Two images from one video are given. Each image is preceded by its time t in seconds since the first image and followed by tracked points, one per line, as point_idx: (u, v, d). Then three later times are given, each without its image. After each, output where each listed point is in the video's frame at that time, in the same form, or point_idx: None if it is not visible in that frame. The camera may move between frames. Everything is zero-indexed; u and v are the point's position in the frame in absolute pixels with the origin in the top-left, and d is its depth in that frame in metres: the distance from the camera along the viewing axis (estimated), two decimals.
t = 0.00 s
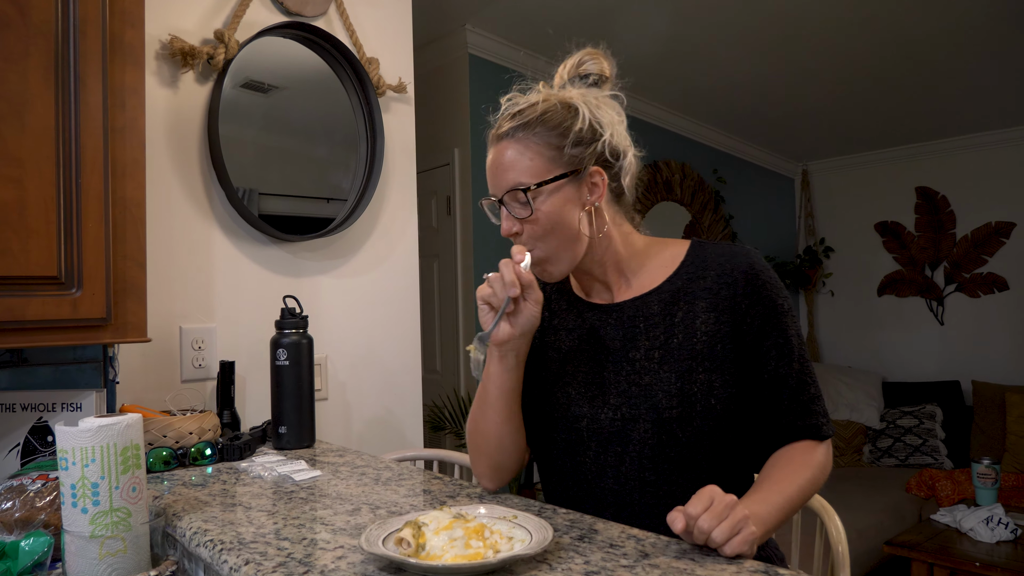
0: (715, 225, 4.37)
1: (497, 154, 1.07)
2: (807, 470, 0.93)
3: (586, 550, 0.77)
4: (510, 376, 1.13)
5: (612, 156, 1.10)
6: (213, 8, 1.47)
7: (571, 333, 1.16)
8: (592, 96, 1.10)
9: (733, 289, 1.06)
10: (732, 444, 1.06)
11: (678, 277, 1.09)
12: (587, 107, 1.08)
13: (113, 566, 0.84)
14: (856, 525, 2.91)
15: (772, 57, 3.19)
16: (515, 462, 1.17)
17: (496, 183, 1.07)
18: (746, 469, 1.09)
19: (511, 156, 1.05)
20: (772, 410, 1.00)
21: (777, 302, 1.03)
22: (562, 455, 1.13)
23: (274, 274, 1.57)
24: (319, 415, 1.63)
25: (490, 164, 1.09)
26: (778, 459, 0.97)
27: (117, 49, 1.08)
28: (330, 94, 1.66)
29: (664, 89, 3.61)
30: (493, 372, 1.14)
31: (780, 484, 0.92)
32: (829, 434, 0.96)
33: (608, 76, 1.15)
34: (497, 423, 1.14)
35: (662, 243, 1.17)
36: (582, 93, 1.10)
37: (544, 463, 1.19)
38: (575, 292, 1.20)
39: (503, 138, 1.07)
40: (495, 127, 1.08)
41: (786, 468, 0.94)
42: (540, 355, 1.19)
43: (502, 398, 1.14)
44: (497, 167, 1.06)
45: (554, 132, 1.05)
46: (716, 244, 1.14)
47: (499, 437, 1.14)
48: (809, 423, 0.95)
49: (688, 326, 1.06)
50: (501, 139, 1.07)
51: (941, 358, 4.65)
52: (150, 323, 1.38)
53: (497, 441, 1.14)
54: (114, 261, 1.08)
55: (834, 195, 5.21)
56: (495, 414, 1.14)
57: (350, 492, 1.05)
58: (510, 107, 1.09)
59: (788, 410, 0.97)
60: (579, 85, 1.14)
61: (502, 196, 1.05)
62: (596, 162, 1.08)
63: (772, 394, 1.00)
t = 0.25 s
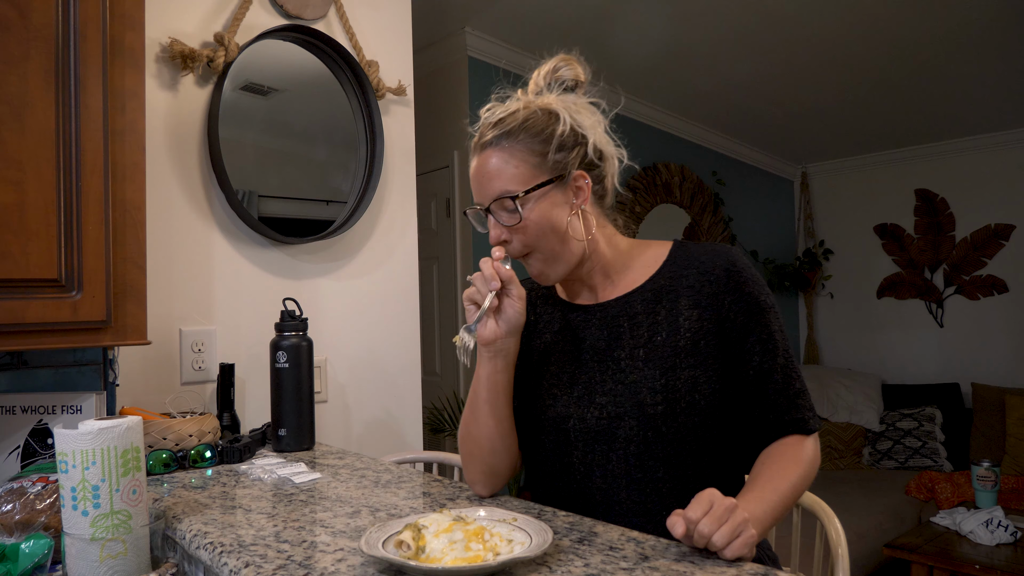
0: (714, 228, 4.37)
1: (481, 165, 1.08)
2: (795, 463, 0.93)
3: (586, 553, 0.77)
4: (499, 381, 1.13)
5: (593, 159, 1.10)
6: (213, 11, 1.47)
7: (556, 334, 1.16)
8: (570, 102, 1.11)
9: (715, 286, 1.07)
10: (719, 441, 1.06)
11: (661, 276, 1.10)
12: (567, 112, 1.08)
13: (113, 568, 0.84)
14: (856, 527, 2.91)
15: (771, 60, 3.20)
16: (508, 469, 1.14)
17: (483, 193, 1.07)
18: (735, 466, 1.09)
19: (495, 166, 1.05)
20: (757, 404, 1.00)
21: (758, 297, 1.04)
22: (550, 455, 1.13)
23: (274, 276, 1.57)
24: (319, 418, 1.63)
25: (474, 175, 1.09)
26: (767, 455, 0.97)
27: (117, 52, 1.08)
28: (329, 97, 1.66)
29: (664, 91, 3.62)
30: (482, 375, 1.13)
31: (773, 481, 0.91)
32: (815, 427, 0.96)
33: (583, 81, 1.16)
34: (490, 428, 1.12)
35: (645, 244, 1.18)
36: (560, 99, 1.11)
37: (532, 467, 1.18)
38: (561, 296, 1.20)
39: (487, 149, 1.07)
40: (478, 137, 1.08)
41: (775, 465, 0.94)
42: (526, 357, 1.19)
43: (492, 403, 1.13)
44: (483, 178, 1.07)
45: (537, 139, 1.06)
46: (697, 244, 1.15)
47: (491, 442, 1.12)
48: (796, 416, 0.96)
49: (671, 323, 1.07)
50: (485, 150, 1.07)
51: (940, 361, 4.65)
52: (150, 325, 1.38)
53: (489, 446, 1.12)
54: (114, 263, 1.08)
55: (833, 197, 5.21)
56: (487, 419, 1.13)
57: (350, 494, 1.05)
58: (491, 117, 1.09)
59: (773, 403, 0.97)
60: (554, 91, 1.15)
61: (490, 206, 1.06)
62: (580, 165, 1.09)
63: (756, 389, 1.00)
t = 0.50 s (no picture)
0: (714, 229, 4.37)
1: (471, 171, 1.07)
2: (787, 464, 0.93)
3: (586, 555, 0.77)
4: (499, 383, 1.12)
5: (582, 161, 1.11)
6: (213, 13, 1.47)
7: (547, 338, 1.16)
8: (556, 104, 1.11)
9: (705, 289, 1.07)
10: (709, 443, 1.06)
11: (651, 278, 1.10)
12: (555, 115, 1.09)
13: (114, 571, 0.84)
14: (857, 529, 2.91)
15: (772, 61, 3.20)
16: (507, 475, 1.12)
17: (473, 199, 1.07)
18: (727, 469, 1.09)
19: (487, 171, 1.05)
20: (748, 406, 1.00)
21: (747, 299, 1.04)
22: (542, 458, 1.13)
23: (275, 278, 1.57)
24: (319, 420, 1.63)
25: (464, 181, 1.08)
26: (760, 457, 0.98)
27: (118, 54, 1.08)
28: (330, 98, 1.66)
29: (664, 93, 3.62)
30: (486, 377, 1.12)
31: (768, 483, 0.92)
32: (807, 427, 0.97)
33: (566, 81, 1.16)
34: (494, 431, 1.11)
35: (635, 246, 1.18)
36: (546, 102, 1.11)
37: (523, 471, 1.18)
38: (551, 298, 1.20)
39: (477, 155, 1.07)
40: (467, 144, 1.08)
41: (769, 466, 0.94)
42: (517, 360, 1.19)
43: (494, 406, 1.12)
44: (473, 184, 1.06)
45: (528, 144, 1.05)
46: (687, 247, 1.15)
47: (492, 446, 1.11)
48: (787, 417, 0.96)
49: (661, 325, 1.07)
50: (475, 156, 1.07)
51: (941, 362, 4.65)
52: (150, 327, 1.38)
53: (491, 450, 1.10)
54: (115, 265, 1.08)
55: (833, 198, 5.21)
56: (487, 423, 1.12)
57: (350, 496, 1.05)
58: (479, 123, 1.08)
59: (764, 404, 0.98)
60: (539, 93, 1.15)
61: (483, 213, 1.05)
62: (570, 168, 1.09)
63: (746, 390, 1.00)
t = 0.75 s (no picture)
0: (713, 231, 4.37)
1: (470, 175, 1.07)
2: (788, 467, 0.93)
3: (585, 557, 0.77)
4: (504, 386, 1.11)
5: (581, 162, 1.11)
6: (212, 15, 1.47)
7: (546, 340, 1.16)
8: (554, 105, 1.11)
9: (704, 291, 1.07)
10: (709, 445, 1.06)
11: (651, 280, 1.10)
12: (553, 117, 1.08)
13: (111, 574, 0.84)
14: (856, 530, 2.91)
15: (770, 62, 3.20)
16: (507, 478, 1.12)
17: (473, 204, 1.07)
18: (727, 471, 1.08)
19: (486, 175, 1.05)
20: (747, 408, 1.00)
21: (747, 300, 1.04)
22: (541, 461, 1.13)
23: (274, 280, 1.57)
24: (318, 421, 1.63)
25: (463, 185, 1.09)
26: (759, 459, 0.98)
27: (116, 56, 1.08)
28: (329, 100, 1.66)
29: (663, 94, 3.62)
30: (492, 380, 1.11)
31: (767, 485, 0.92)
32: (806, 429, 0.97)
33: (564, 81, 1.16)
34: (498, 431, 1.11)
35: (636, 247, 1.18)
36: (544, 103, 1.11)
37: (522, 473, 1.18)
38: (550, 299, 1.20)
39: (475, 159, 1.07)
40: (466, 148, 1.08)
41: (769, 469, 0.94)
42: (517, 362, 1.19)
43: (498, 409, 1.11)
44: (472, 188, 1.07)
45: (527, 148, 1.05)
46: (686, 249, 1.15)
47: (494, 449, 1.10)
48: (787, 419, 0.96)
49: (661, 327, 1.07)
50: (474, 160, 1.07)
51: (940, 363, 4.65)
52: (149, 329, 1.37)
53: (495, 452, 1.10)
54: (113, 266, 1.08)
55: (832, 199, 5.21)
56: (489, 424, 1.11)
57: (348, 498, 1.05)
58: (478, 127, 1.08)
59: (763, 406, 0.98)
60: (536, 94, 1.15)
61: (484, 217, 1.05)
62: (570, 170, 1.09)
63: (746, 392, 1.00)
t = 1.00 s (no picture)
0: (711, 233, 4.37)
1: (470, 178, 1.07)
2: (786, 471, 0.93)
3: (582, 560, 0.77)
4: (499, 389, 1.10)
5: (581, 164, 1.11)
6: (208, 17, 1.47)
7: (543, 342, 1.16)
8: (553, 108, 1.11)
9: (703, 294, 1.07)
10: (706, 448, 1.06)
11: (649, 282, 1.10)
12: (553, 119, 1.09)
13: None
14: (854, 532, 2.91)
15: (767, 65, 3.21)
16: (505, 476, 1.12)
17: (473, 206, 1.07)
18: (724, 474, 1.08)
19: (485, 178, 1.05)
20: (745, 411, 1.00)
21: (745, 304, 1.04)
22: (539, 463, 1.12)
23: (270, 283, 1.57)
24: (315, 424, 1.62)
25: (463, 188, 1.08)
26: (757, 463, 0.98)
27: (112, 58, 1.08)
28: (326, 102, 1.66)
29: (660, 96, 3.62)
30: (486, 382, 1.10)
31: (765, 489, 0.92)
32: (804, 432, 0.97)
33: (562, 84, 1.17)
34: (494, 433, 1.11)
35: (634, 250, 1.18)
36: (543, 106, 1.11)
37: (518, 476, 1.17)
38: (549, 303, 1.20)
39: (475, 162, 1.07)
40: (466, 150, 1.08)
41: (767, 473, 0.94)
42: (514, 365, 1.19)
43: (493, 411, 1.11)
44: (472, 191, 1.06)
45: (527, 150, 1.05)
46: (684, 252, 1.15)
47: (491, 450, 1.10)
48: (785, 422, 0.96)
49: (660, 330, 1.06)
50: (474, 163, 1.07)
51: (937, 365, 4.66)
52: (145, 332, 1.37)
53: (491, 454, 1.10)
54: (109, 268, 1.07)
55: (829, 202, 5.22)
56: (484, 426, 1.11)
57: (345, 502, 1.05)
58: (478, 129, 1.09)
59: (761, 410, 0.98)
60: (535, 96, 1.15)
61: (483, 219, 1.05)
62: (570, 173, 1.09)
63: (743, 396, 1.00)
